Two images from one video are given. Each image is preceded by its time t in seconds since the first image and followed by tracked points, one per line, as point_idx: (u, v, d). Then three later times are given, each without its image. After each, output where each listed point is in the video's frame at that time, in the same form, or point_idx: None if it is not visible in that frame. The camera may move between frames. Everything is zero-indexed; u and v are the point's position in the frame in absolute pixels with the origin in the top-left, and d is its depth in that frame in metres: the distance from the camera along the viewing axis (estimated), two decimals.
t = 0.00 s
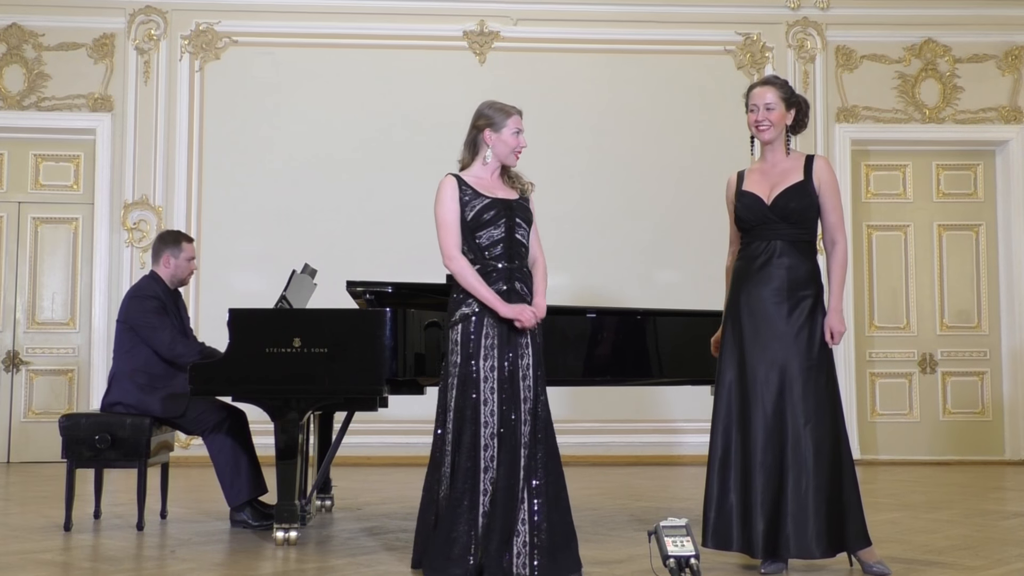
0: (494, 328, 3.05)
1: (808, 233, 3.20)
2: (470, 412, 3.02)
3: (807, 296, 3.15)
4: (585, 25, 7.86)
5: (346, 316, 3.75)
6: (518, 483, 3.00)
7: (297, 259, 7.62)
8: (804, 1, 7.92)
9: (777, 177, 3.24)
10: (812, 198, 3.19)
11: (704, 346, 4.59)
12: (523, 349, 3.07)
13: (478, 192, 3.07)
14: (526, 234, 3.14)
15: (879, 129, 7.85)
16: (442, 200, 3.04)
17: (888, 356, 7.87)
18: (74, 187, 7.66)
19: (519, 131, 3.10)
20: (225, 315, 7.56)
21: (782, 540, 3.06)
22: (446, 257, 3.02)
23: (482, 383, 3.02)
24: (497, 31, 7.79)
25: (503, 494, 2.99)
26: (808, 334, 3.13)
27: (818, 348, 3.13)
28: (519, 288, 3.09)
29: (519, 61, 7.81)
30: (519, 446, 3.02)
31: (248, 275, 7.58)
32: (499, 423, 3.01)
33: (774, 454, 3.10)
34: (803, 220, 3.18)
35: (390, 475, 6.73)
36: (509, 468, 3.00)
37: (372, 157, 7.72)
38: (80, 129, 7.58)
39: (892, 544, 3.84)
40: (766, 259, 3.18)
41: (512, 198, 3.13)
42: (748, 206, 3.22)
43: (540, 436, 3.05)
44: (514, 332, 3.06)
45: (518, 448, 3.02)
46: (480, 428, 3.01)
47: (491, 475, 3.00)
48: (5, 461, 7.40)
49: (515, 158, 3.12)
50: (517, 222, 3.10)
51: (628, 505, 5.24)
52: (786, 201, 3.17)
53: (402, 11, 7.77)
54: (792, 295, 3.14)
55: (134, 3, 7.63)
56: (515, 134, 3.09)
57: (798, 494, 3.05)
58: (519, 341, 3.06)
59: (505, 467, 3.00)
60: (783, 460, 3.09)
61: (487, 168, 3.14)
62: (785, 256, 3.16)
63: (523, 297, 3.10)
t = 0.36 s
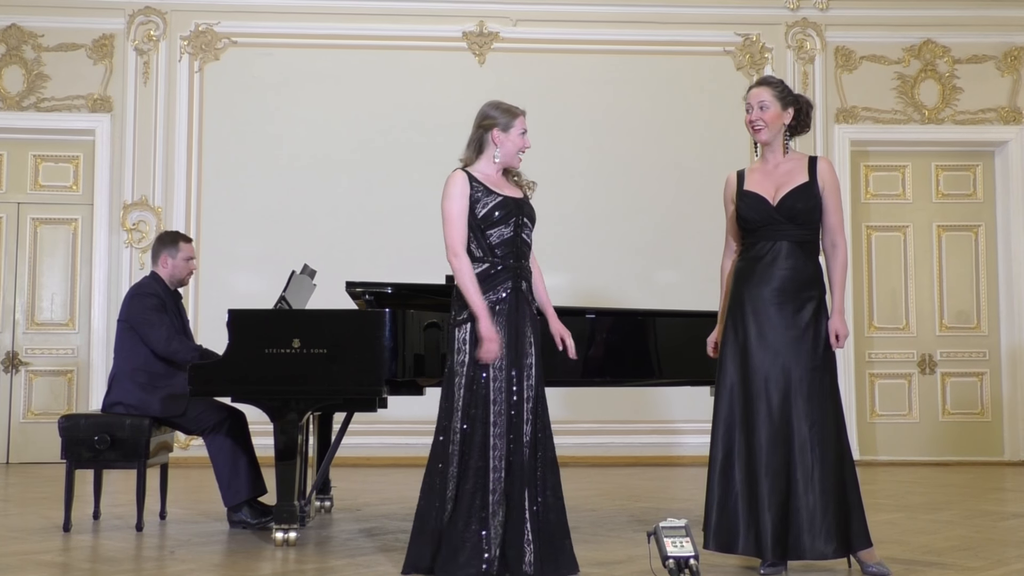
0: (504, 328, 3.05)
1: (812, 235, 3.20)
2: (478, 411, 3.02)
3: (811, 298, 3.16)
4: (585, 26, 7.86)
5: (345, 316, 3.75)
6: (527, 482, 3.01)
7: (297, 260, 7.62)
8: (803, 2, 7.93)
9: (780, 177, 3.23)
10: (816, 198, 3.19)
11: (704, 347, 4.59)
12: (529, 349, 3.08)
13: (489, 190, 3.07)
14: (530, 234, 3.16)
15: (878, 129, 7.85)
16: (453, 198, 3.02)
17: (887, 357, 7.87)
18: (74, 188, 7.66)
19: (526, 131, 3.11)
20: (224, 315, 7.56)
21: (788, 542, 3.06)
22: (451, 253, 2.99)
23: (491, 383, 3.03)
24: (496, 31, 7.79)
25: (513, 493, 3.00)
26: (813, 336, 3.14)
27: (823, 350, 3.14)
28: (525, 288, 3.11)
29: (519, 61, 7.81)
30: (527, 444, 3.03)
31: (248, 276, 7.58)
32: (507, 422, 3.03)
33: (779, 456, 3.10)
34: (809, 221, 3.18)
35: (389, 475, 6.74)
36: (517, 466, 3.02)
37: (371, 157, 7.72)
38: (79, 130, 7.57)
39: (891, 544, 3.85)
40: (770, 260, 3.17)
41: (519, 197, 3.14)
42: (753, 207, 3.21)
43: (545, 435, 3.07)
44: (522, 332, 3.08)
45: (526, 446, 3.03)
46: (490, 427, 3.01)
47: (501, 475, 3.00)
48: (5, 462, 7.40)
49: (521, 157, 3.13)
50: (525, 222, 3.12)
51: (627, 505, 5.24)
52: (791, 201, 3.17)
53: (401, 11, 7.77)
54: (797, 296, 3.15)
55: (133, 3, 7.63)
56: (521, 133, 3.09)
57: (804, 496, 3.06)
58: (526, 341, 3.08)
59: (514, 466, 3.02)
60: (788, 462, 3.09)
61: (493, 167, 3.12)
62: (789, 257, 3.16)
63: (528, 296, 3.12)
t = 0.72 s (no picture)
0: (506, 328, 3.05)
1: (814, 235, 3.20)
2: (484, 409, 3.02)
3: (813, 298, 3.17)
4: (585, 26, 7.86)
5: (345, 317, 3.74)
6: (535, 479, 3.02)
7: (297, 259, 7.62)
8: (803, 2, 7.92)
9: (781, 177, 3.23)
10: (818, 198, 3.19)
11: (704, 347, 4.59)
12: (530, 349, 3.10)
13: (497, 186, 3.06)
14: (534, 233, 3.17)
15: (878, 130, 7.85)
16: (459, 191, 3.01)
17: (888, 357, 7.87)
18: (74, 188, 7.66)
19: (533, 127, 3.12)
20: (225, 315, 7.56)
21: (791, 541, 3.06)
22: (433, 245, 2.99)
23: (495, 381, 3.03)
24: (497, 31, 7.79)
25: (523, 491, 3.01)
26: (815, 335, 3.14)
27: (824, 350, 3.15)
28: (526, 286, 3.13)
29: (519, 61, 7.81)
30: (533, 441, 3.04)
31: (248, 276, 7.59)
32: (512, 420, 3.03)
33: (781, 455, 3.10)
34: (810, 221, 3.18)
35: (390, 475, 6.74)
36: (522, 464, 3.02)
37: (372, 158, 7.72)
38: (80, 130, 7.57)
39: (891, 545, 3.85)
40: (772, 259, 3.17)
41: (527, 194, 3.14)
42: (754, 205, 3.20)
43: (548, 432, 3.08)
44: (522, 333, 3.08)
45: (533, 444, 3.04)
46: (495, 426, 3.01)
47: (508, 474, 2.99)
48: (5, 462, 7.40)
49: (530, 153, 3.13)
50: (530, 222, 3.12)
51: (628, 505, 5.24)
52: (793, 200, 3.17)
53: (401, 11, 7.78)
54: (799, 295, 3.15)
55: (134, 4, 7.63)
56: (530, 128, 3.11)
57: (807, 495, 3.06)
58: (527, 340, 3.09)
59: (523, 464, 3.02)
60: (790, 461, 3.09)
61: (503, 163, 3.12)
62: (791, 256, 3.16)
63: (529, 295, 3.14)
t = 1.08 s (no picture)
0: (504, 330, 3.06)
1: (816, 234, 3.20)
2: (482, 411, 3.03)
3: (816, 298, 3.17)
4: (587, 25, 7.86)
5: (346, 317, 3.74)
6: (535, 481, 3.02)
7: (298, 259, 7.62)
8: (805, 2, 7.92)
9: (784, 177, 3.23)
10: (821, 199, 3.20)
11: (706, 347, 4.58)
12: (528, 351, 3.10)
13: (509, 191, 3.07)
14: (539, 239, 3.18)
15: (880, 129, 7.84)
16: (472, 194, 3.01)
17: (890, 356, 7.87)
18: (76, 188, 7.66)
19: (538, 126, 3.12)
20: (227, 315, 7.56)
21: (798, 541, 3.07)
22: (440, 248, 2.97)
23: (492, 383, 3.03)
24: (498, 31, 7.79)
25: (523, 492, 3.00)
26: (819, 335, 3.15)
27: (827, 349, 3.16)
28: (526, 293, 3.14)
29: (521, 61, 7.81)
30: (532, 441, 3.04)
31: (250, 276, 7.58)
32: (508, 423, 3.03)
33: (787, 455, 3.09)
34: (813, 221, 3.19)
35: (392, 476, 6.73)
36: (519, 466, 3.02)
37: (373, 158, 7.72)
38: (81, 130, 7.57)
39: (894, 545, 3.84)
40: (775, 259, 3.17)
41: (536, 201, 3.15)
42: (756, 205, 3.21)
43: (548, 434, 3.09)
44: (520, 335, 3.09)
45: (533, 445, 3.04)
46: (490, 428, 3.02)
47: (503, 477, 3.00)
48: (7, 462, 7.40)
49: (537, 154, 3.12)
50: (538, 228, 3.14)
51: (630, 505, 5.23)
52: (796, 200, 3.17)
53: (404, 11, 7.78)
54: (803, 295, 3.15)
55: (136, 4, 7.63)
56: (536, 129, 3.11)
57: (813, 494, 3.07)
58: (525, 342, 3.10)
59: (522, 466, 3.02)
60: (795, 460, 3.10)
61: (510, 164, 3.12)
62: (794, 256, 3.16)
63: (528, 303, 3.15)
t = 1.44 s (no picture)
0: (502, 329, 3.05)
1: (818, 235, 3.21)
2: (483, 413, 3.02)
3: (819, 298, 3.18)
4: (588, 25, 7.86)
5: (348, 317, 3.74)
6: (535, 482, 3.03)
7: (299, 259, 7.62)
8: (807, 2, 7.91)
9: (788, 178, 3.22)
10: (824, 200, 3.20)
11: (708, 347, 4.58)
12: (530, 351, 3.09)
13: (498, 187, 3.06)
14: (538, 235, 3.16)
15: (882, 129, 7.83)
16: (460, 193, 3.02)
17: (892, 356, 7.86)
18: (78, 188, 7.67)
19: (527, 122, 3.08)
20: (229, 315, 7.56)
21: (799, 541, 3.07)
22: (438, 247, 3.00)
23: (490, 381, 3.02)
24: (500, 31, 7.79)
25: (524, 495, 3.01)
26: (822, 335, 3.15)
27: (830, 349, 3.16)
28: (525, 289, 3.12)
29: (522, 61, 7.81)
30: (533, 443, 3.05)
31: (252, 275, 7.59)
32: (507, 422, 3.02)
33: (790, 455, 3.09)
34: (816, 222, 3.19)
35: (393, 475, 6.73)
36: (518, 466, 3.02)
37: (375, 157, 7.72)
38: (83, 130, 7.57)
39: (896, 544, 3.84)
40: (778, 259, 3.16)
41: (530, 196, 3.13)
42: (760, 205, 3.20)
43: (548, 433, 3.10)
44: (520, 332, 3.08)
45: (533, 447, 3.05)
46: (490, 427, 3.01)
47: (503, 476, 3.00)
48: (9, 462, 7.41)
49: (525, 150, 3.10)
50: (533, 223, 3.12)
51: (632, 505, 5.23)
52: (800, 202, 3.18)
53: (406, 11, 7.78)
54: (805, 295, 3.15)
55: (137, 3, 7.63)
56: (527, 127, 3.09)
57: (815, 495, 3.07)
58: (526, 341, 3.09)
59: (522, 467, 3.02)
60: (797, 461, 3.10)
61: (504, 164, 3.13)
62: (797, 257, 3.16)
63: (528, 299, 3.13)
